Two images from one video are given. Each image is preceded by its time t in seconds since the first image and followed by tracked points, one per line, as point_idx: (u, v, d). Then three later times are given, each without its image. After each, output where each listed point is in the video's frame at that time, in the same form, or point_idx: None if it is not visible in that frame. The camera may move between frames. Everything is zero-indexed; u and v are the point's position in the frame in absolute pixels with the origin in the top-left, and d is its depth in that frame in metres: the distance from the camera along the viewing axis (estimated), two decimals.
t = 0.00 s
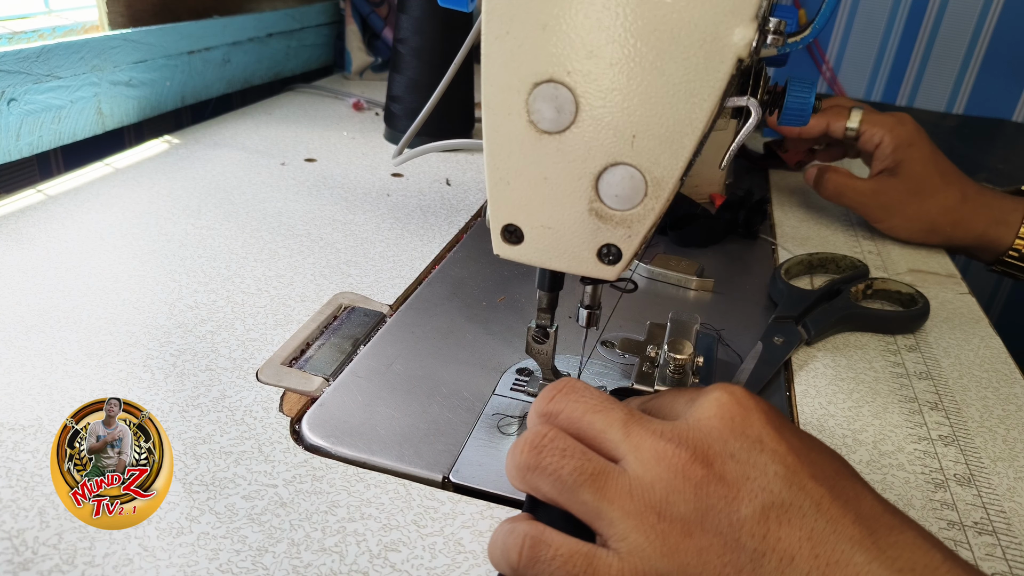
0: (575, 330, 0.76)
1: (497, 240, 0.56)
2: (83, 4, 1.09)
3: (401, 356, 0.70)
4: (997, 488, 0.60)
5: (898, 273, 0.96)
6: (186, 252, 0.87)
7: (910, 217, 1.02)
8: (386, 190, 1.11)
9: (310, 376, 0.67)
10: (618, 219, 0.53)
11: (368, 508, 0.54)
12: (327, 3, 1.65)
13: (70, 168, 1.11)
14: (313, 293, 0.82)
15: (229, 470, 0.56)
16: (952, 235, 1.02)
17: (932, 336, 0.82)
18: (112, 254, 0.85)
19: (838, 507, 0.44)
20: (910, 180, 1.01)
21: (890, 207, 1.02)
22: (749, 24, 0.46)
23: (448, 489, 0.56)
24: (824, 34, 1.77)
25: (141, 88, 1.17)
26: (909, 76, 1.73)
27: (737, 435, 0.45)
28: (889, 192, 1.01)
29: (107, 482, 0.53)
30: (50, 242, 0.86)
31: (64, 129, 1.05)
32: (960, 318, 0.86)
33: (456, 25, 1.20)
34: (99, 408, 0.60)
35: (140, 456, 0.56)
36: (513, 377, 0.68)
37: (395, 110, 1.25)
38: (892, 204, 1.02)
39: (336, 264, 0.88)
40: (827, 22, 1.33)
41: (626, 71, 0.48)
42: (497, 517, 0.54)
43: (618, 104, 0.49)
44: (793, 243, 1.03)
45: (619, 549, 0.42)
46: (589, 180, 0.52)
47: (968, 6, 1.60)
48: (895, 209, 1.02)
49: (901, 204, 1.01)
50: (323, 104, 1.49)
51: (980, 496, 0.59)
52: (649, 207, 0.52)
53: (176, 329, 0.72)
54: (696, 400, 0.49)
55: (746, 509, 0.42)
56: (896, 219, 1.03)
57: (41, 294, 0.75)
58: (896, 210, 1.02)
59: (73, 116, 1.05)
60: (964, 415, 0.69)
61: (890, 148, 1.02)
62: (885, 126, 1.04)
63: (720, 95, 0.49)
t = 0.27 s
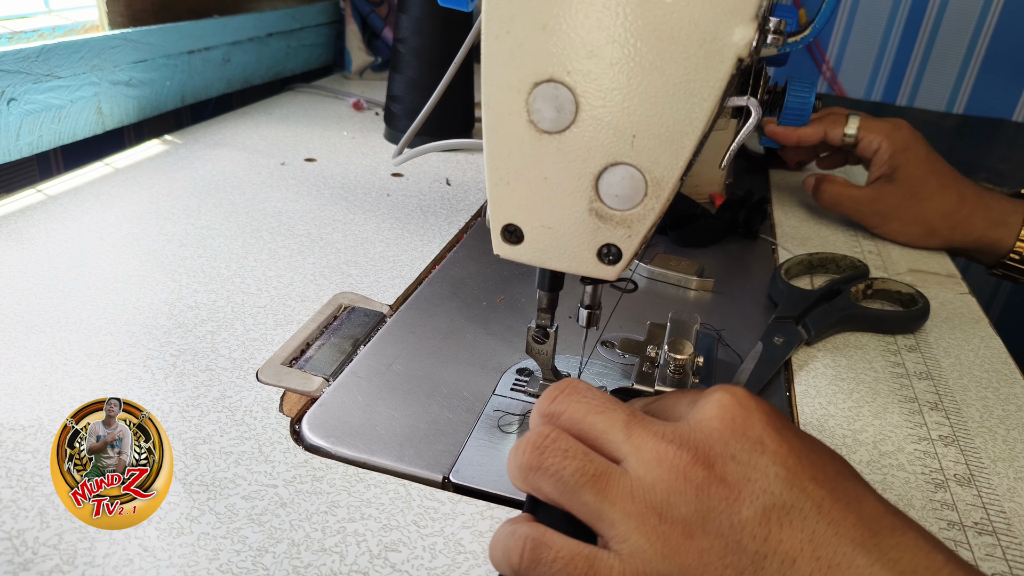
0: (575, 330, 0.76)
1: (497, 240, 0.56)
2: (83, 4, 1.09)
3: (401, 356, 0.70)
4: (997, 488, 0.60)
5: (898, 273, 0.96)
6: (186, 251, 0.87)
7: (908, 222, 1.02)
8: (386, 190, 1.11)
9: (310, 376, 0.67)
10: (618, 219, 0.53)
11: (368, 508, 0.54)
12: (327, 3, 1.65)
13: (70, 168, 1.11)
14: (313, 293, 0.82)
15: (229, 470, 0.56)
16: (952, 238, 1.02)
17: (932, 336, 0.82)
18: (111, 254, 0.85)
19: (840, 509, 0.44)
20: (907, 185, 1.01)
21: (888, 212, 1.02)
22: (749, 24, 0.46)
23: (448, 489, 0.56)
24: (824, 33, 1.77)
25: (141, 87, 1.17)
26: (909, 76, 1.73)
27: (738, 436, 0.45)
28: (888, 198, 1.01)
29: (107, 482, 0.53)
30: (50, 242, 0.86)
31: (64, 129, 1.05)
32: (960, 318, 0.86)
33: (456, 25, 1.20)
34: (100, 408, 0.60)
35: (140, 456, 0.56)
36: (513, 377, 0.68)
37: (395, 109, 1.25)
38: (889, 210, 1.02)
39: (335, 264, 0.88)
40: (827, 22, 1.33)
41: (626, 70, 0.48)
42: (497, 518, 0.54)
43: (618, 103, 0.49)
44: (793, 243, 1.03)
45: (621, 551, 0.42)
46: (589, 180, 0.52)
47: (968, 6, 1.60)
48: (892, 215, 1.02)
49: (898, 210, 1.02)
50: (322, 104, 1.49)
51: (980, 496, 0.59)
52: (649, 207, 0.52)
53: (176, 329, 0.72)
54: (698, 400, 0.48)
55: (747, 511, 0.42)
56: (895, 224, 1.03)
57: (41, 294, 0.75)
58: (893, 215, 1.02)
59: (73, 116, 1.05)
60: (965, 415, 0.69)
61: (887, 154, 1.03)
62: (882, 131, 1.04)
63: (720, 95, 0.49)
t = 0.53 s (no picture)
0: (575, 330, 0.76)
1: (497, 240, 0.56)
2: (83, 4, 1.09)
3: (401, 356, 0.70)
4: (997, 488, 0.60)
5: (898, 273, 0.96)
6: (186, 251, 0.87)
7: (916, 223, 1.02)
8: (386, 190, 1.11)
9: (310, 376, 0.67)
10: (617, 219, 0.53)
11: (368, 508, 0.54)
12: (327, 3, 1.65)
13: (70, 168, 1.11)
14: (313, 293, 0.82)
15: (229, 470, 0.56)
16: (957, 240, 1.02)
17: (932, 336, 0.82)
18: (111, 254, 0.85)
19: (826, 501, 0.43)
20: (916, 186, 1.01)
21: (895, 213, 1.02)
22: (749, 24, 0.46)
23: (448, 489, 0.56)
24: (824, 33, 1.77)
25: (141, 88, 1.17)
26: (909, 76, 1.73)
27: (724, 430, 0.45)
28: (895, 199, 1.01)
29: (106, 482, 0.53)
30: (50, 242, 0.86)
31: (64, 129, 1.05)
32: (960, 318, 0.86)
33: (456, 25, 1.20)
34: (99, 408, 0.60)
35: (140, 456, 0.56)
36: (513, 377, 0.68)
37: (395, 110, 1.25)
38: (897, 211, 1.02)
39: (335, 264, 0.88)
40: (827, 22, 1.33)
41: (626, 70, 0.48)
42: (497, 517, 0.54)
43: (618, 104, 0.49)
44: (793, 243, 1.03)
45: (608, 545, 0.42)
46: (589, 180, 0.52)
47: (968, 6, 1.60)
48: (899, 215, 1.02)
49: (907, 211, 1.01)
50: (322, 104, 1.49)
51: (980, 496, 0.59)
52: (649, 207, 0.52)
53: (175, 329, 0.72)
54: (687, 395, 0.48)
55: (733, 504, 0.42)
56: (902, 225, 1.03)
57: (41, 294, 0.75)
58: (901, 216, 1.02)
59: (73, 117, 1.05)
60: (965, 415, 0.69)
61: (896, 153, 1.02)
62: (891, 131, 1.04)
63: (720, 95, 0.49)
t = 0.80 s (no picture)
0: (575, 331, 0.76)
1: (497, 240, 0.56)
2: (83, 3, 1.09)
3: (401, 356, 0.70)
4: (997, 488, 0.60)
5: (898, 273, 0.96)
6: (186, 251, 0.87)
7: (916, 222, 1.02)
8: (386, 190, 1.11)
9: (310, 376, 0.67)
10: (618, 219, 0.53)
11: (368, 508, 0.54)
12: (327, 3, 1.65)
13: (70, 168, 1.11)
14: (313, 293, 0.82)
15: (229, 470, 0.56)
16: (957, 240, 1.02)
17: (932, 336, 0.82)
18: (111, 254, 0.85)
19: (800, 481, 0.44)
20: (916, 184, 1.01)
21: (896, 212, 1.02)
22: (749, 24, 0.46)
23: (448, 489, 0.56)
24: (824, 33, 1.77)
25: (141, 87, 1.17)
26: (909, 76, 1.73)
27: (700, 413, 0.45)
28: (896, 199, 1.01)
29: (106, 482, 0.53)
30: (50, 242, 0.86)
31: (64, 129, 1.05)
32: (961, 318, 0.86)
33: (456, 25, 1.19)
34: (99, 408, 0.60)
35: (140, 456, 0.56)
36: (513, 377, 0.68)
37: (395, 109, 1.25)
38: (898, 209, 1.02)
39: (335, 264, 0.88)
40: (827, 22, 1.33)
41: (626, 70, 0.48)
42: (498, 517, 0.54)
43: (618, 104, 0.49)
44: (793, 243, 1.03)
45: (588, 530, 0.42)
46: (589, 179, 0.52)
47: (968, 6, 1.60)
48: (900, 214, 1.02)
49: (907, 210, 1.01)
50: (322, 104, 1.49)
51: (980, 496, 0.59)
52: (649, 207, 0.52)
53: (175, 329, 0.72)
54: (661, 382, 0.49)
55: (710, 485, 0.42)
56: (903, 224, 1.02)
57: (41, 294, 0.75)
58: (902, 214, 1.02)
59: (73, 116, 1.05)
60: (965, 415, 0.69)
61: (896, 151, 1.03)
62: (890, 130, 1.05)
63: (720, 95, 0.49)
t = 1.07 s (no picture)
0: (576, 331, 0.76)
1: (497, 240, 0.57)
2: (83, 4, 1.09)
3: (401, 357, 0.70)
4: (996, 488, 0.60)
5: (898, 274, 0.96)
6: (187, 252, 0.88)
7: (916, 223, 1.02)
8: (386, 191, 1.11)
9: (311, 376, 0.67)
10: (618, 220, 0.53)
11: (369, 508, 0.54)
12: (327, 3, 1.65)
13: (70, 168, 1.11)
14: (314, 293, 0.82)
15: (229, 470, 0.56)
16: (957, 240, 1.02)
17: (932, 336, 0.82)
18: (112, 254, 0.85)
19: (739, 451, 0.44)
20: (916, 185, 1.01)
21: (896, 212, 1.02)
22: (749, 24, 0.47)
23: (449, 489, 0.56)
24: (824, 34, 1.77)
25: (141, 88, 1.17)
26: (909, 76, 1.73)
27: (642, 392, 0.47)
28: (896, 198, 1.01)
29: (107, 482, 0.53)
30: (50, 242, 0.86)
31: (64, 130, 1.05)
32: (960, 319, 0.86)
33: (456, 25, 1.20)
34: (100, 408, 0.60)
35: (140, 456, 0.56)
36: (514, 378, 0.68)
37: (395, 110, 1.25)
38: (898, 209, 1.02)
39: (335, 265, 0.89)
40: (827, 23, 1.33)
41: (626, 71, 0.48)
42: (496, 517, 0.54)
43: (618, 104, 0.49)
44: (793, 243, 1.03)
45: (531, 504, 0.43)
46: (589, 180, 0.52)
47: (968, 6, 1.61)
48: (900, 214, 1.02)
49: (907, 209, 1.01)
50: (322, 104, 1.49)
51: (980, 496, 0.59)
52: (649, 207, 0.52)
53: (176, 329, 0.73)
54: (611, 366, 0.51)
55: (648, 457, 0.44)
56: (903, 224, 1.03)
57: (42, 294, 0.76)
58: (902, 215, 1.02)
59: (73, 117, 1.05)
60: (964, 415, 0.69)
61: (896, 152, 1.02)
62: (890, 130, 1.04)
63: (720, 95, 0.49)
